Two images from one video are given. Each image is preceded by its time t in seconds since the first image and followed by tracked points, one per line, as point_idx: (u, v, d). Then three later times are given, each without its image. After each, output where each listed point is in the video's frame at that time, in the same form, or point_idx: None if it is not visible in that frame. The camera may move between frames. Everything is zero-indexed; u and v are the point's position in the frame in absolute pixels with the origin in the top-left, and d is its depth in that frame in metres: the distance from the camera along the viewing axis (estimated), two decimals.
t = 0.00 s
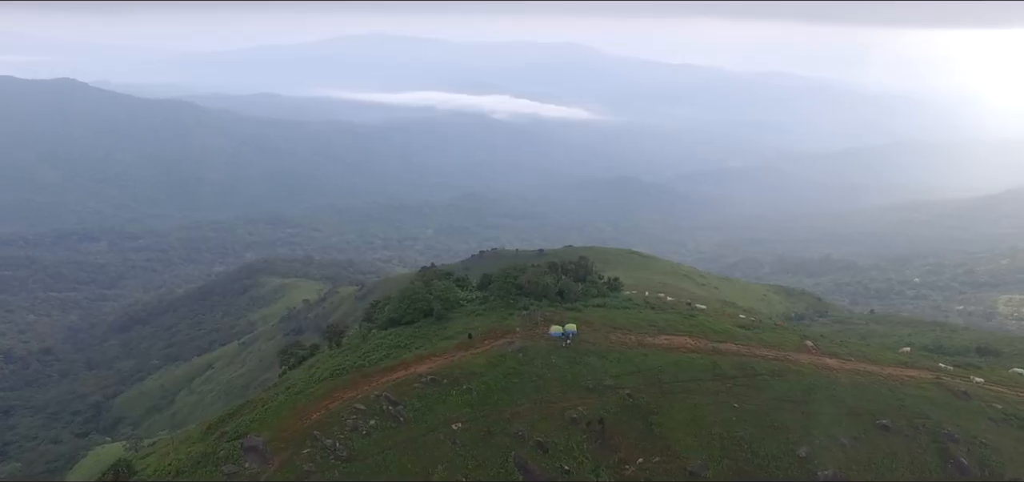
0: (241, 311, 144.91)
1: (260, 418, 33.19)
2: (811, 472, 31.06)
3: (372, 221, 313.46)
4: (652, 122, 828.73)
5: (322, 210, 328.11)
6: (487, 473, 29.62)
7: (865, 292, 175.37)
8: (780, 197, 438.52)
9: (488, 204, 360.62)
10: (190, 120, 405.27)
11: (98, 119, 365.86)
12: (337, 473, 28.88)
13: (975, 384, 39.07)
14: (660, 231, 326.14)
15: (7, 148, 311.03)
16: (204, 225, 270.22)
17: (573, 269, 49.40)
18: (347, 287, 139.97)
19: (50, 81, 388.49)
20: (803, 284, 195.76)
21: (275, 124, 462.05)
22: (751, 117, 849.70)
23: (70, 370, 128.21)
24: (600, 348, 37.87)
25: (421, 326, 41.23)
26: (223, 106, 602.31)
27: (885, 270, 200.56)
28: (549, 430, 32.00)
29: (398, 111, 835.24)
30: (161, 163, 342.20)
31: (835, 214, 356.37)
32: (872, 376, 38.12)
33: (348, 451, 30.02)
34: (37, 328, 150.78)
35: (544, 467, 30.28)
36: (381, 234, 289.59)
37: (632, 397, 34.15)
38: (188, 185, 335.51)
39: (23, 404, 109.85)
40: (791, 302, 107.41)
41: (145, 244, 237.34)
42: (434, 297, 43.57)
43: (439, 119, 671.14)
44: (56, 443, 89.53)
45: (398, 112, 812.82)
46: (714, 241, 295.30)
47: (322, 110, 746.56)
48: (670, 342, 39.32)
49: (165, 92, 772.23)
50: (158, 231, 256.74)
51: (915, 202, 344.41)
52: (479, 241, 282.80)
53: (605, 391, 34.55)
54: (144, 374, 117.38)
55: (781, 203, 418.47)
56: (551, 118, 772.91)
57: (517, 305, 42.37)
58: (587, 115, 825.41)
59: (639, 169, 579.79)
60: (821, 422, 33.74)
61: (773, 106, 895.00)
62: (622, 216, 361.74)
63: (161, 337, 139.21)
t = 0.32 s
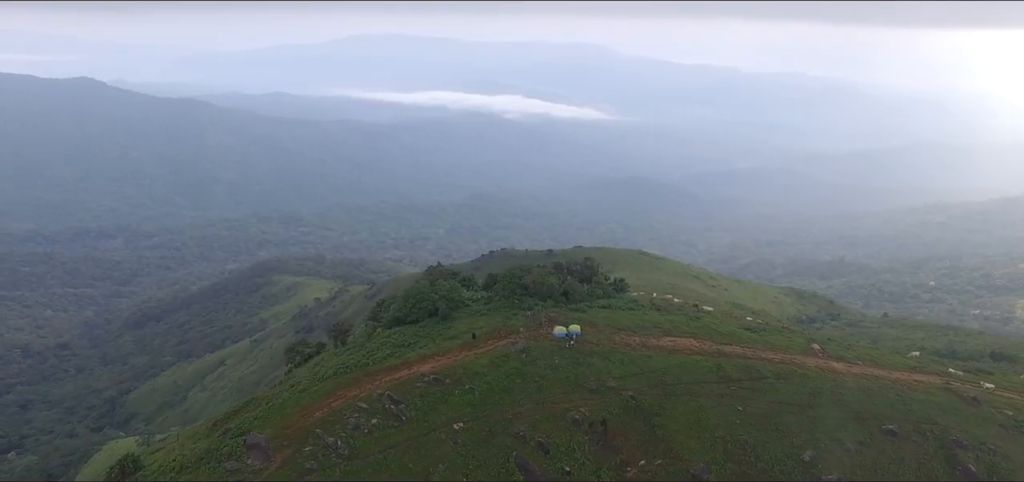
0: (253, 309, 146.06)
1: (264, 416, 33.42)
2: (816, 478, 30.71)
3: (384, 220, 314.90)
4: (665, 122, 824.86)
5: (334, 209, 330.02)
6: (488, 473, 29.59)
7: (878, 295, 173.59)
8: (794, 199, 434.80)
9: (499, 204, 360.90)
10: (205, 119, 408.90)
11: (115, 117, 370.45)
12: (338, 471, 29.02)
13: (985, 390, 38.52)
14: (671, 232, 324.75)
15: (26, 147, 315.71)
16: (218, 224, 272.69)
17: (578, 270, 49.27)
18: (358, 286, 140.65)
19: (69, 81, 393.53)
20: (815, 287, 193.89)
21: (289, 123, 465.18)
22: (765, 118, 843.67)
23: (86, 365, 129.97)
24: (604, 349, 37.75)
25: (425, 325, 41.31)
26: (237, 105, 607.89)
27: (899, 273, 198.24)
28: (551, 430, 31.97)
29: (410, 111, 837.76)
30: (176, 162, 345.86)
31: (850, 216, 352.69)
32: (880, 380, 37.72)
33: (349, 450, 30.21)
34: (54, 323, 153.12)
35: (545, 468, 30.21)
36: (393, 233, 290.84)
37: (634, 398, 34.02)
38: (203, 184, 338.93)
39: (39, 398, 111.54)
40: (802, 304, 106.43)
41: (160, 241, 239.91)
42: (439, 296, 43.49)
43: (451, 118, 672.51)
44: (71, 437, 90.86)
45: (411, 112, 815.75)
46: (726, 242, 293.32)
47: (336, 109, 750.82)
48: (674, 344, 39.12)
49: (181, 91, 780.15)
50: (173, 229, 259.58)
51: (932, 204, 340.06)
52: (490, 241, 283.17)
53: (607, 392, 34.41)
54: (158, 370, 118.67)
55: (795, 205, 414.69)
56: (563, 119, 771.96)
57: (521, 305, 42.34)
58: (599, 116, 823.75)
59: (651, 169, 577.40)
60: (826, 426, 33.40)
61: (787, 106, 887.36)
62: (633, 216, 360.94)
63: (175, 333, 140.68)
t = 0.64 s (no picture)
0: (265, 307, 147.20)
1: (268, 413, 33.67)
2: None
3: (396, 219, 315.98)
4: (678, 123, 821.53)
5: (347, 208, 331.76)
6: (489, 473, 29.62)
7: (893, 298, 171.64)
8: (809, 200, 430.99)
9: (511, 204, 360.95)
10: (220, 118, 412.72)
11: (132, 115, 374.60)
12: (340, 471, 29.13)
13: (995, 396, 37.94)
14: (684, 233, 323.10)
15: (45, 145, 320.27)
16: (232, 222, 275.18)
17: (584, 270, 49.16)
18: (368, 284, 141.20)
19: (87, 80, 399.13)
20: (829, 289, 192.07)
21: (303, 123, 468.21)
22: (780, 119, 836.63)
23: (101, 361, 131.65)
24: (607, 350, 37.63)
25: (430, 324, 41.43)
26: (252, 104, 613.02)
27: (915, 276, 195.97)
28: (553, 431, 31.94)
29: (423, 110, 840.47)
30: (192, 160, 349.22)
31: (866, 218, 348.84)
32: (887, 385, 37.24)
33: (351, 448, 30.35)
34: (71, 319, 155.48)
35: (547, 469, 30.14)
36: (404, 232, 291.81)
37: (638, 400, 33.86)
38: (218, 182, 342.15)
39: (55, 392, 113.20)
40: (815, 307, 105.43)
41: (175, 238, 242.62)
42: (444, 296, 43.62)
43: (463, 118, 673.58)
44: (86, 432, 92.23)
45: (423, 112, 818.45)
46: (739, 244, 291.50)
47: (349, 109, 754.50)
48: (679, 346, 38.88)
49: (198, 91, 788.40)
50: (188, 227, 262.28)
51: (950, 206, 335.29)
52: (501, 241, 283.46)
53: (611, 394, 34.26)
54: (171, 366, 120.00)
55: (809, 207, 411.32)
56: (576, 119, 770.91)
57: (526, 305, 42.35)
58: (612, 117, 821.02)
59: (664, 170, 574.84)
60: (831, 431, 33.07)
61: (803, 106, 878.49)
62: (645, 217, 359.67)
63: (188, 330, 142.15)
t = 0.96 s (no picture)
0: (277, 304, 148.30)
1: (272, 410, 33.90)
2: None
3: (408, 218, 316.83)
4: (690, 123, 817.59)
5: (359, 207, 333.32)
6: (490, 473, 29.62)
7: (907, 301, 169.44)
8: (823, 202, 426.69)
9: (523, 204, 360.59)
10: (235, 117, 416.35)
11: (148, 114, 378.99)
12: (340, 469, 29.23)
13: (1006, 402, 37.33)
14: (696, 234, 321.24)
15: (64, 143, 324.75)
16: (246, 220, 277.33)
17: (590, 271, 48.96)
18: (378, 283, 141.60)
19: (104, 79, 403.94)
20: (842, 292, 190.23)
21: (316, 122, 470.86)
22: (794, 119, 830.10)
23: (115, 356, 133.19)
24: (611, 351, 37.50)
25: (434, 323, 41.55)
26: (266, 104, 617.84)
27: (930, 280, 193.51)
28: (554, 432, 31.85)
29: (435, 110, 842.71)
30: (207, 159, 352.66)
31: (881, 220, 344.80)
32: (894, 389, 36.78)
33: (353, 446, 30.45)
34: (87, 315, 157.72)
35: (548, 469, 30.11)
36: (416, 231, 292.50)
37: (640, 402, 33.74)
38: (232, 181, 345.10)
39: (71, 387, 114.80)
40: (826, 310, 104.34)
41: (189, 236, 245.15)
42: (448, 295, 43.64)
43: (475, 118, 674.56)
44: (101, 426, 93.48)
45: (436, 112, 820.81)
46: (751, 245, 289.36)
47: (362, 109, 758.11)
48: (683, 348, 38.66)
49: (213, 90, 796.65)
50: (202, 224, 264.85)
51: (968, 208, 329.92)
52: (512, 241, 283.34)
53: (613, 395, 34.14)
54: (184, 362, 121.26)
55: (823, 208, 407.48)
56: (588, 120, 769.26)
57: (530, 305, 42.32)
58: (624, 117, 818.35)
59: (676, 170, 571.89)
60: (836, 434, 32.73)
61: (817, 108, 870.82)
62: (657, 217, 358.24)
63: (202, 327, 143.54)
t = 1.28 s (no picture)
0: (288, 302, 149.31)
1: (275, 407, 34.12)
2: None
3: (419, 218, 317.79)
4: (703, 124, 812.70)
5: (370, 207, 334.73)
6: (490, 473, 29.61)
7: (922, 305, 167.69)
8: (837, 204, 422.49)
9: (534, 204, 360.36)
10: (249, 115, 419.44)
11: (164, 113, 382.88)
12: (340, 467, 29.36)
13: (1014, 408, 36.76)
14: (708, 235, 319.60)
15: (81, 142, 328.87)
16: (259, 218, 279.44)
17: (596, 272, 48.81)
18: (388, 282, 142.04)
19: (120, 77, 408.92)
20: (855, 295, 188.37)
21: (329, 120, 473.51)
22: (808, 121, 823.08)
23: (130, 352, 134.75)
24: (614, 352, 37.35)
25: (438, 322, 41.63)
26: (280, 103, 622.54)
27: (945, 283, 191.02)
28: (555, 433, 31.78)
29: (447, 110, 843.77)
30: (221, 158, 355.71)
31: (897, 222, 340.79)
32: (901, 393, 36.35)
33: (354, 444, 30.64)
34: (103, 311, 159.70)
35: (549, 470, 30.05)
36: (427, 231, 293.31)
37: (642, 403, 33.57)
38: (245, 180, 347.96)
39: (85, 382, 116.30)
40: (839, 313, 103.31)
41: (204, 234, 247.33)
42: (453, 295, 43.76)
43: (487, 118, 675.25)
44: (114, 421, 94.70)
45: (448, 112, 822.66)
46: (763, 247, 287.25)
47: (374, 108, 761.16)
48: (687, 350, 38.45)
49: (227, 89, 802.93)
50: (216, 223, 267.15)
51: (985, 212, 325.29)
52: (523, 241, 283.46)
53: (616, 396, 34.00)
54: (197, 359, 122.35)
55: (837, 210, 403.68)
56: (601, 121, 768.42)
57: (534, 306, 42.30)
58: (637, 118, 815.38)
59: (689, 171, 569.19)
60: (840, 440, 32.38)
61: (832, 109, 863.16)
62: (669, 218, 356.70)
63: (214, 324, 144.83)
